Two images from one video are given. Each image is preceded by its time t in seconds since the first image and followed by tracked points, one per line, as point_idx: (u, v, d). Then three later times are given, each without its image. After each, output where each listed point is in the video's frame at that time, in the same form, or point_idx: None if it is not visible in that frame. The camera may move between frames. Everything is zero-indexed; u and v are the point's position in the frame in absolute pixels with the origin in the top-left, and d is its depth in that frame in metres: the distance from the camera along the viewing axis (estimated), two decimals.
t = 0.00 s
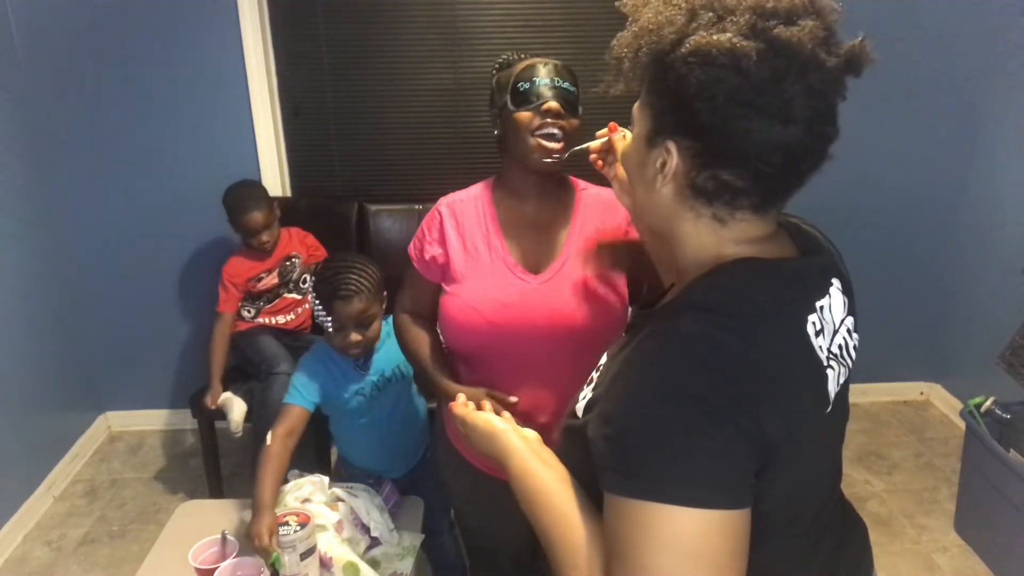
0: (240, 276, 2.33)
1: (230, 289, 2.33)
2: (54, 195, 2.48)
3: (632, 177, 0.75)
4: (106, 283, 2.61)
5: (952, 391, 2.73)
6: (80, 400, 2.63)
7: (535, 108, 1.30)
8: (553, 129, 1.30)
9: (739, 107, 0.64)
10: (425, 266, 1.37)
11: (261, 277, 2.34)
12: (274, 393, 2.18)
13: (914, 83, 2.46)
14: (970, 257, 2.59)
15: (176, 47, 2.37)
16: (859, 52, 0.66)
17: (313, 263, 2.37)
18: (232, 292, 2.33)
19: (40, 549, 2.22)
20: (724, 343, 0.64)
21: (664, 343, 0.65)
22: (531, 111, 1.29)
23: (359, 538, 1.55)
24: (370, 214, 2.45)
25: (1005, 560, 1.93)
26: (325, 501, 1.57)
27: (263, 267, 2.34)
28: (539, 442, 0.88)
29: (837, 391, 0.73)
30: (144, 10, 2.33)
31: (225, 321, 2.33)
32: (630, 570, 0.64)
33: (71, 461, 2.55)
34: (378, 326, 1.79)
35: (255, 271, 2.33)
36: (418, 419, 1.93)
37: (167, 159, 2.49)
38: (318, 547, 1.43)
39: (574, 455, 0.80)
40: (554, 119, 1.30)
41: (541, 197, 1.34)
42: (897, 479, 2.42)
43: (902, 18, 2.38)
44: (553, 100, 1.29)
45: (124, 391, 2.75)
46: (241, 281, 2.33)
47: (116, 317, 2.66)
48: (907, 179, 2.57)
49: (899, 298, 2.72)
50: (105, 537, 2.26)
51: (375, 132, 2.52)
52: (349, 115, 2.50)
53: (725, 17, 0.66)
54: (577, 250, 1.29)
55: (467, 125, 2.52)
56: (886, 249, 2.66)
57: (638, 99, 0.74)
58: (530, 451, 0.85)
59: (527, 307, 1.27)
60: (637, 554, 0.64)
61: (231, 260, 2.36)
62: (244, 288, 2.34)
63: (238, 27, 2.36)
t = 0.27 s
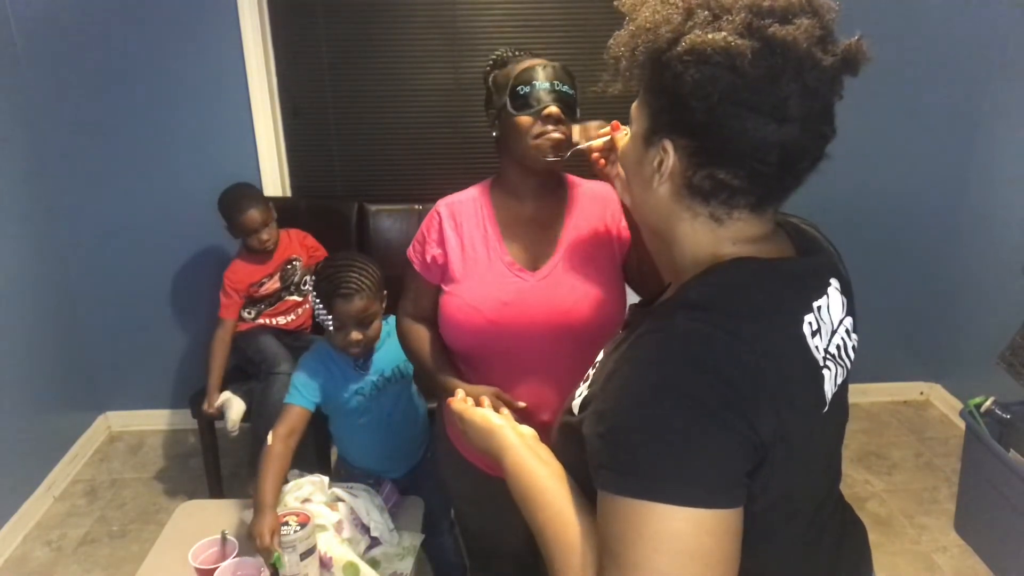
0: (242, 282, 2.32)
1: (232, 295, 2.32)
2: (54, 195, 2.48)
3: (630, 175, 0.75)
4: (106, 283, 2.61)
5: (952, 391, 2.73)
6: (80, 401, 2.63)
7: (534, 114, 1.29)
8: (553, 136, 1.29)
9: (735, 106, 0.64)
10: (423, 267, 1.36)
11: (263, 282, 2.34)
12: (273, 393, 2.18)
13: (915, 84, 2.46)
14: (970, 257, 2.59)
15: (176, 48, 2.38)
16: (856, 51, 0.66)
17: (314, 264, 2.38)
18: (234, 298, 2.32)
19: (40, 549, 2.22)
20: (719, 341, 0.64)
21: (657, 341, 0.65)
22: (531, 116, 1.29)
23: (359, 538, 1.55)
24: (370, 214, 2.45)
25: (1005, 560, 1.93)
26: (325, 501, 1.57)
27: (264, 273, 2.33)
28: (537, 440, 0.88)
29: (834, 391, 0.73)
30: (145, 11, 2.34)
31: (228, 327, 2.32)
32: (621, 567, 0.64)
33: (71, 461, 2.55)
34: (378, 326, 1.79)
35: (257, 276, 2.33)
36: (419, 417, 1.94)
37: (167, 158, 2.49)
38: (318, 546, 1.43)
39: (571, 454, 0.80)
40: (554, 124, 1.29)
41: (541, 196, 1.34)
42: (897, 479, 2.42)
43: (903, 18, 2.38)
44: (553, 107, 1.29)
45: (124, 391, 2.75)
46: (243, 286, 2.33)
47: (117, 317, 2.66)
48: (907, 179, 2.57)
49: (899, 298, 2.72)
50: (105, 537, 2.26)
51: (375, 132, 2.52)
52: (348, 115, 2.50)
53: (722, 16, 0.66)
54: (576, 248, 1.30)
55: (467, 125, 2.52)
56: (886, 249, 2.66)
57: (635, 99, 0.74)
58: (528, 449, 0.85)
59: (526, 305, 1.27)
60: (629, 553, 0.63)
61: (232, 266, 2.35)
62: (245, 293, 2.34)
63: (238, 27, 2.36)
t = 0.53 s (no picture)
0: (241, 285, 2.32)
1: (231, 299, 2.33)
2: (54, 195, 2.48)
3: (632, 178, 0.75)
4: (106, 283, 2.61)
5: (953, 391, 2.73)
6: (79, 401, 2.63)
7: (540, 124, 1.28)
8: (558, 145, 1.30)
9: (739, 105, 0.64)
10: (420, 271, 1.35)
11: (262, 286, 2.34)
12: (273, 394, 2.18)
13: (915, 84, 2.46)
14: (970, 258, 2.59)
15: (176, 48, 2.37)
16: (859, 51, 0.67)
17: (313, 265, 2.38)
18: (233, 302, 2.33)
19: (40, 549, 2.22)
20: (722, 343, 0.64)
21: (658, 344, 0.65)
22: (532, 129, 1.28)
23: (359, 538, 1.55)
24: (370, 214, 2.45)
25: (1005, 560, 1.93)
26: (325, 501, 1.57)
27: (263, 276, 2.33)
28: (539, 440, 0.88)
29: (840, 393, 0.73)
30: (145, 11, 2.33)
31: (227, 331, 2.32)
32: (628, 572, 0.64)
33: (70, 461, 2.55)
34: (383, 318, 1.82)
35: (256, 280, 2.33)
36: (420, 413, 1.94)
37: (167, 158, 2.49)
38: (318, 547, 1.43)
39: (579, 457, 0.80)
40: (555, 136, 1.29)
41: (540, 196, 1.34)
42: (897, 479, 2.42)
43: (903, 18, 2.38)
44: (558, 116, 1.29)
45: (124, 391, 2.75)
46: (242, 290, 2.33)
47: (117, 317, 2.66)
48: (907, 179, 2.57)
49: (899, 298, 2.72)
50: (105, 537, 2.26)
51: (375, 132, 2.53)
52: (348, 115, 2.50)
53: (725, 16, 0.66)
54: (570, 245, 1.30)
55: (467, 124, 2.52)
56: (886, 249, 2.66)
57: (637, 100, 0.74)
58: (530, 448, 0.85)
59: (524, 304, 1.27)
60: (636, 558, 0.63)
61: (232, 269, 2.35)
62: (245, 297, 2.34)
63: (238, 27, 2.36)
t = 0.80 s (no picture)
0: (240, 286, 2.31)
1: (230, 300, 2.32)
2: (53, 194, 2.47)
3: (643, 179, 0.75)
4: (105, 283, 2.61)
5: (953, 391, 2.74)
6: (79, 401, 2.63)
7: (539, 122, 1.29)
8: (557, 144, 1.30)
9: (757, 106, 0.64)
10: (419, 272, 1.35)
11: (261, 287, 2.33)
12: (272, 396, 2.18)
13: (915, 85, 2.47)
14: (970, 258, 2.60)
15: (177, 47, 2.37)
16: (878, 52, 0.67)
17: (312, 265, 2.39)
18: (233, 303, 2.32)
19: (40, 549, 2.21)
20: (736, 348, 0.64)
21: (670, 350, 0.65)
22: (534, 128, 1.29)
23: (359, 538, 1.55)
24: (369, 214, 2.45)
25: (1004, 560, 1.93)
26: (325, 501, 1.57)
27: (263, 276, 2.32)
28: (547, 446, 0.88)
29: (853, 398, 0.73)
30: (145, 10, 2.33)
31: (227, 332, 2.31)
32: None
33: (70, 460, 2.54)
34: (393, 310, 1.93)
35: (255, 280, 2.32)
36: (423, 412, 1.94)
37: (167, 158, 2.48)
38: (318, 547, 1.43)
39: (587, 462, 0.80)
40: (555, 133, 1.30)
41: (536, 196, 1.34)
42: (897, 479, 2.42)
43: (903, 19, 2.38)
44: (558, 115, 1.29)
45: (124, 391, 2.75)
46: (242, 290, 2.32)
47: (117, 317, 2.65)
48: (907, 180, 2.58)
49: (899, 298, 2.73)
50: (105, 537, 2.26)
51: (375, 132, 2.52)
52: (347, 115, 2.50)
53: (742, 16, 0.66)
54: (569, 242, 1.29)
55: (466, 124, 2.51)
56: (886, 250, 2.66)
57: (649, 100, 0.73)
58: (539, 456, 0.85)
59: (525, 304, 1.25)
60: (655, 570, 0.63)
61: (231, 269, 2.35)
62: (244, 298, 2.33)
63: (238, 26, 2.35)
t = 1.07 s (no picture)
0: (238, 285, 2.32)
1: (228, 300, 2.32)
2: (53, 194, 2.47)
3: (656, 181, 0.73)
4: (106, 283, 2.61)
5: (953, 391, 2.74)
6: (79, 401, 2.62)
7: (548, 121, 1.28)
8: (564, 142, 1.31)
9: (778, 110, 0.62)
10: (417, 273, 1.35)
11: (260, 286, 2.33)
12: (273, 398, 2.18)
13: (915, 84, 2.47)
14: (971, 258, 2.60)
15: (177, 48, 2.37)
16: (899, 55, 0.66)
17: (310, 264, 2.39)
18: (232, 302, 2.32)
19: (40, 549, 2.21)
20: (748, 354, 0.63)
21: (690, 357, 0.64)
22: (538, 132, 1.28)
23: (359, 538, 1.55)
24: (369, 214, 2.45)
25: (1005, 560, 1.93)
26: (325, 501, 1.57)
27: (261, 275, 2.33)
28: (558, 455, 0.88)
29: (869, 403, 0.73)
30: (145, 11, 2.33)
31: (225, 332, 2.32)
32: None
33: (70, 460, 2.54)
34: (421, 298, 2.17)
35: (254, 280, 2.33)
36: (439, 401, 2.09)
37: (167, 158, 2.48)
38: (318, 547, 1.43)
39: (601, 467, 0.79)
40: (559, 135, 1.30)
41: (542, 198, 1.34)
42: (896, 479, 2.42)
43: (903, 18, 2.38)
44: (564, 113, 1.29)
45: (124, 391, 2.75)
46: (240, 290, 2.33)
47: (117, 317, 2.65)
48: (907, 180, 2.58)
49: (899, 299, 2.72)
50: (105, 537, 2.26)
51: (375, 132, 2.52)
52: (348, 115, 2.50)
53: (762, 18, 0.64)
54: (569, 242, 1.29)
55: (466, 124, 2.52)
56: (886, 250, 2.66)
57: (664, 102, 0.72)
58: (549, 465, 0.84)
59: (525, 304, 1.25)
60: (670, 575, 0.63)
61: (229, 269, 2.35)
62: (243, 297, 2.33)
63: (238, 26, 2.35)
